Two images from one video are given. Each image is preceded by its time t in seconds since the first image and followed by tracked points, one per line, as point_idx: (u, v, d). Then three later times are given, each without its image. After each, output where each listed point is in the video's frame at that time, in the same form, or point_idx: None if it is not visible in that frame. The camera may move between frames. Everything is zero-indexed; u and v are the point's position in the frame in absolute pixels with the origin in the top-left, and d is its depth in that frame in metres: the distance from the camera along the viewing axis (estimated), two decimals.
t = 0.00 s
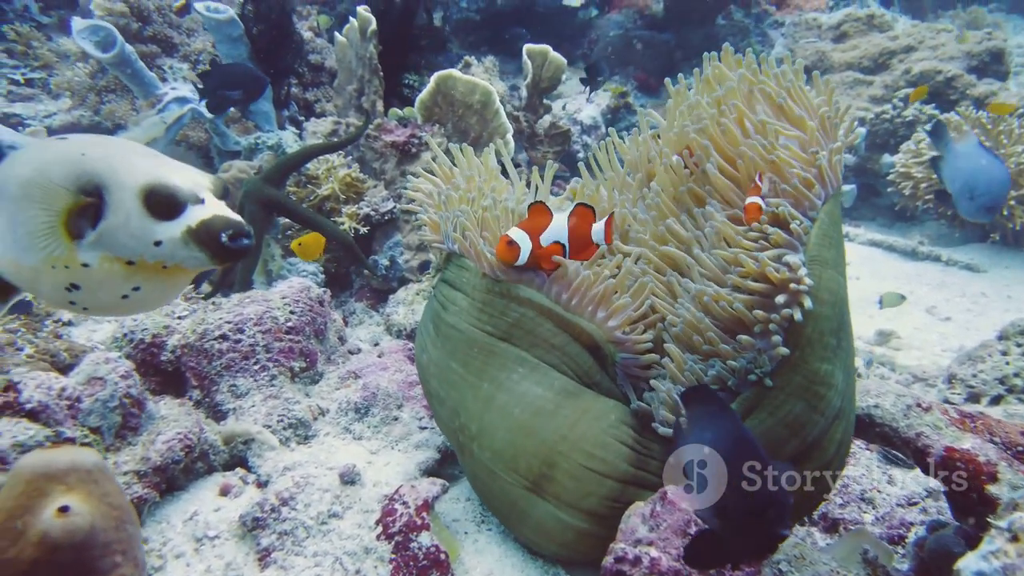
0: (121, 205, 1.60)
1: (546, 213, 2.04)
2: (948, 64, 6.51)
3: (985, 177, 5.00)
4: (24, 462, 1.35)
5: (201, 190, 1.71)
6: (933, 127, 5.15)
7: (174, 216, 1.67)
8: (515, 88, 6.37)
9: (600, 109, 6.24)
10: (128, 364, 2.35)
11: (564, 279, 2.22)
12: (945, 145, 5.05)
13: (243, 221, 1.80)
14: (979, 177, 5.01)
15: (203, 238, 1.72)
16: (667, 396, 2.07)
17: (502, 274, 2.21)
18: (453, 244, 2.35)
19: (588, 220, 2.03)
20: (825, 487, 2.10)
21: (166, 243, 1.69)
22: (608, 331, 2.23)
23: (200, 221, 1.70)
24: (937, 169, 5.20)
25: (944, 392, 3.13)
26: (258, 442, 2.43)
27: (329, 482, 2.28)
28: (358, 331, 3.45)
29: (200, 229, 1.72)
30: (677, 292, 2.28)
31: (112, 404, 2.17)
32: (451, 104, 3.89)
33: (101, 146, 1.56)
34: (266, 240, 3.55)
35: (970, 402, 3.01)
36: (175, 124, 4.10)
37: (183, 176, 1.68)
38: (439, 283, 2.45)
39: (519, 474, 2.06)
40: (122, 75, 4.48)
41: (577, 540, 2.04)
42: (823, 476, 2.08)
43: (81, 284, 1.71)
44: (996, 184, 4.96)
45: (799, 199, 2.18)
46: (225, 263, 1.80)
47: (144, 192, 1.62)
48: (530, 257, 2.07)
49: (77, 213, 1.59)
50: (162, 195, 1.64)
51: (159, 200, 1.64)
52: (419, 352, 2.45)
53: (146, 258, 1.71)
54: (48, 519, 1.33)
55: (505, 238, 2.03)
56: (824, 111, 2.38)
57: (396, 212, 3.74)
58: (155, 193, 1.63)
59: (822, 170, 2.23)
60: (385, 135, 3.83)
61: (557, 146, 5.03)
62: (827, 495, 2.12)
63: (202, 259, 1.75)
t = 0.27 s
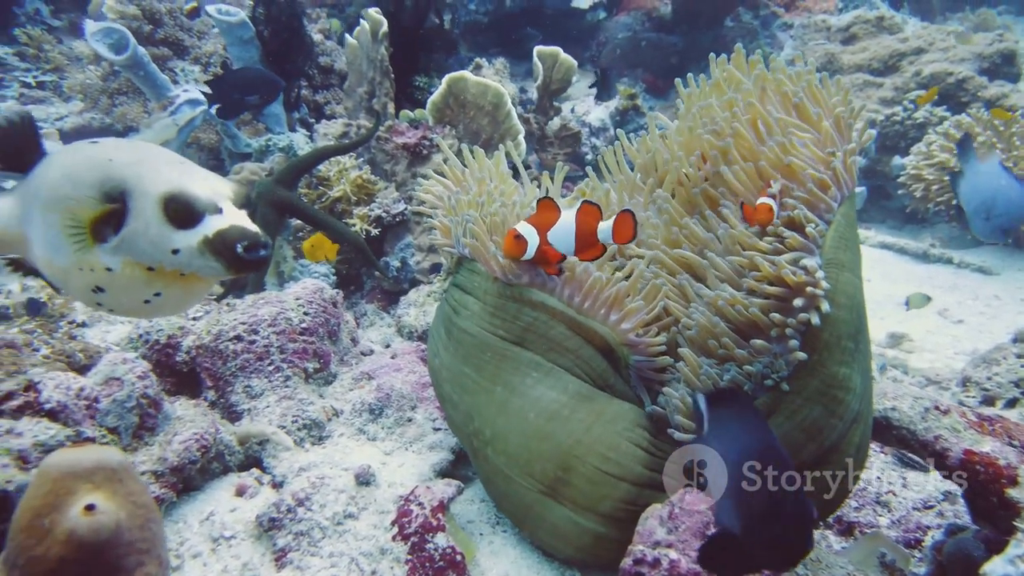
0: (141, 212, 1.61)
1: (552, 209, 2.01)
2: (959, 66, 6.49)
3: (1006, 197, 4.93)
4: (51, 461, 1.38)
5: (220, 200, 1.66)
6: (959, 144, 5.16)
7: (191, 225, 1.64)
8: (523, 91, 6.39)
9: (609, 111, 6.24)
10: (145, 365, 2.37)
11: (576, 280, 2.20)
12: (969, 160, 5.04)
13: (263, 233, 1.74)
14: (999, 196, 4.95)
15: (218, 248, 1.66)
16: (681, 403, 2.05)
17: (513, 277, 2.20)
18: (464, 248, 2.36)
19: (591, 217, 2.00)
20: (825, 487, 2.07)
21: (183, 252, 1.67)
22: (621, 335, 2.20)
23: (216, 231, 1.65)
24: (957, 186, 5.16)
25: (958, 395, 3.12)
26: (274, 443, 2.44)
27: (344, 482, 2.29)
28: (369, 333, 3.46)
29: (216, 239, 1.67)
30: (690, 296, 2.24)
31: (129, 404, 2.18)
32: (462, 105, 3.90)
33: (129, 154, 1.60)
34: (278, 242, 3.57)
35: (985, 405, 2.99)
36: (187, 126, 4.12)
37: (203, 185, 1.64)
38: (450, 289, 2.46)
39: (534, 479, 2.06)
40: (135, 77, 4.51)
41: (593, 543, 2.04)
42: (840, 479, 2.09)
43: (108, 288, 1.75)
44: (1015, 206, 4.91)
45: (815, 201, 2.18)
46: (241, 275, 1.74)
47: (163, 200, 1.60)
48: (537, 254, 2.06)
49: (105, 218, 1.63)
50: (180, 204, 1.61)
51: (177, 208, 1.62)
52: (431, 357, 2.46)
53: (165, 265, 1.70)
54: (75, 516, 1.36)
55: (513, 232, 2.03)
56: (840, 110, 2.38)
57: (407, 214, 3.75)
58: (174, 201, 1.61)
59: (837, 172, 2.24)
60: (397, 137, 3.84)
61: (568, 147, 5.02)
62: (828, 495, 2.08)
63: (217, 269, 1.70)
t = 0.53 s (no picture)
0: (155, 215, 1.61)
1: (557, 203, 1.99)
2: (968, 67, 6.47)
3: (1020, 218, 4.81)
4: (71, 457, 1.41)
5: (233, 207, 1.65)
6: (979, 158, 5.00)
7: (202, 230, 1.63)
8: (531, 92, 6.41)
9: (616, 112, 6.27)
10: (158, 364, 2.39)
11: (582, 281, 2.20)
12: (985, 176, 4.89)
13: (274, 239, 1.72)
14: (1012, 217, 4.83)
15: (227, 254, 1.65)
16: (692, 404, 2.06)
17: (521, 279, 2.19)
18: (472, 250, 2.33)
19: (597, 218, 1.95)
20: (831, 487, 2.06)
21: (194, 256, 1.66)
22: (631, 335, 2.20)
23: (226, 236, 1.64)
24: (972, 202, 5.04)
25: (970, 396, 3.10)
26: (285, 442, 2.45)
27: (356, 481, 2.29)
28: (378, 333, 3.48)
29: (226, 245, 1.65)
30: (699, 297, 2.23)
31: (143, 402, 2.21)
32: (472, 105, 3.91)
33: (149, 156, 1.60)
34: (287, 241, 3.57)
35: (996, 406, 2.98)
36: (197, 126, 4.14)
37: (218, 191, 1.64)
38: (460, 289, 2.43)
39: (546, 480, 2.06)
40: (145, 77, 4.54)
41: (605, 543, 2.04)
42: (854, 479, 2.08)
43: (124, 287, 1.77)
44: None
45: (825, 200, 2.17)
46: (251, 281, 1.72)
47: (176, 204, 1.60)
48: (543, 246, 2.03)
49: (119, 221, 1.64)
50: (192, 209, 1.61)
51: (189, 213, 1.61)
52: (439, 359, 2.46)
53: (177, 269, 1.70)
54: (95, 512, 1.38)
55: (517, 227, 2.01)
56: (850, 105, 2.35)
57: (416, 214, 3.75)
58: (187, 206, 1.61)
59: (849, 170, 2.22)
60: (406, 137, 3.85)
61: (576, 147, 5.02)
62: (827, 495, 2.06)
63: (227, 275, 1.69)
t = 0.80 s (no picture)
0: (170, 215, 1.59)
1: (562, 203, 2.08)
2: (981, 66, 6.43)
3: None
4: (98, 449, 1.44)
5: (245, 209, 1.60)
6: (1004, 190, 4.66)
7: (213, 232, 1.58)
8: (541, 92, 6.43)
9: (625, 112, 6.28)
10: (176, 360, 2.41)
11: (595, 280, 2.19)
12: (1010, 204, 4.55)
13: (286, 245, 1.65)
14: None
15: (236, 257, 1.60)
16: (709, 404, 2.07)
17: (534, 279, 2.19)
18: (483, 252, 2.36)
19: (604, 212, 2.05)
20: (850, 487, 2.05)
21: (204, 258, 1.62)
22: (644, 334, 2.18)
23: (237, 239, 1.59)
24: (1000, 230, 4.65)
25: (986, 397, 3.08)
26: (300, 439, 2.48)
27: (371, 478, 2.30)
28: (391, 331, 3.50)
29: (237, 248, 1.60)
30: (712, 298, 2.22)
31: (161, 399, 2.23)
32: (484, 104, 3.92)
33: (170, 157, 1.60)
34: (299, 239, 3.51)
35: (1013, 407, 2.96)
36: (211, 126, 4.17)
37: (232, 192, 1.59)
38: (472, 293, 2.45)
39: (561, 480, 2.05)
40: (160, 77, 4.58)
41: (623, 543, 2.03)
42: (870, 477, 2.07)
43: (144, 287, 1.77)
44: None
45: (840, 199, 2.14)
46: (260, 287, 1.66)
47: (190, 205, 1.58)
48: (553, 250, 2.08)
49: (140, 219, 1.65)
50: (204, 210, 1.57)
51: (201, 214, 1.58)
52: (452, 361, 2.47)
53: (189, 270, 1.67)
54: (121, 503, 1.40)
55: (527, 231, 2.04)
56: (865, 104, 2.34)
57: (428, 213, 3.74)
58: (200, 207, 1.58)
59: (865, 168, 2.20)
60: (419, 136, 3.86)
61: (587, 147, 5.02)
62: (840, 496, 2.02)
63: (235, 278, 1.63)
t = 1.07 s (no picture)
0: (185, 215, 1.59)
1: (582, 210, 2.18)
2: (997, 62, 6.36)
3: None
4: (123, 444, 1.45)
5: (258, 210, 1.58)
6: None
7: (226, 233, 1.57)
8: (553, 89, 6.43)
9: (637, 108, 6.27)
10: (193, 356, 2.43)
11: (609, 281, 2.18)
12: None
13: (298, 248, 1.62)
14: None
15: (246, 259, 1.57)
16: (723, 406, 2.00)
17: (547, 279, 2.19)
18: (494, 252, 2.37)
19: (622, 216, 2.19)
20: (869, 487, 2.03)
21: (216, 259, 1.61)
22: (658, 333, 2.15)
23: (247, 241, 1.56)
24: None
25: (1004, 396, 3.05)
26: (316, 435, 2.50)
27: (387, 474, 2.31)
28: (404, 328, 3.52)
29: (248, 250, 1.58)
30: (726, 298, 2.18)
31: (179, 394, 2.25)
32: (497, 101, 3.91)
33: (189, 158, 1.62)
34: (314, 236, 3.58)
35: None
36: (224, 122, 4.20)
37: (246, 193, 1.58)
38: (485, 292, 2.46)
39: (577, 480, 2.05)
40: (175, 73, 4.61)
41: (639, 541, 2.02)
42: (889, 478, 2.05)
43: (160, 285, 1.78)
44: None
45: (856, 196, 2.12)
46: (270, 289, 1.63)
47: (204, 205, 1.57)
48: (566, 259, 2.15)
49: (157, 218, 1.65)
50: (218, 211, 1.56)
51: (214, 214, 1.56)
52: (466, 360, 2.48)
53: (202, 271, 1.66)
54: (146, 498, 1.42)
55: (542, 236, 2.12)
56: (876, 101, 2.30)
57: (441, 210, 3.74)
58: (213, 207, 1.56)
59: (881, 166, 2.17)
60: (432, 133, 3.89)
61: (600, 144, 5.01)
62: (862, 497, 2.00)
63: (245, 280, 1.61)
